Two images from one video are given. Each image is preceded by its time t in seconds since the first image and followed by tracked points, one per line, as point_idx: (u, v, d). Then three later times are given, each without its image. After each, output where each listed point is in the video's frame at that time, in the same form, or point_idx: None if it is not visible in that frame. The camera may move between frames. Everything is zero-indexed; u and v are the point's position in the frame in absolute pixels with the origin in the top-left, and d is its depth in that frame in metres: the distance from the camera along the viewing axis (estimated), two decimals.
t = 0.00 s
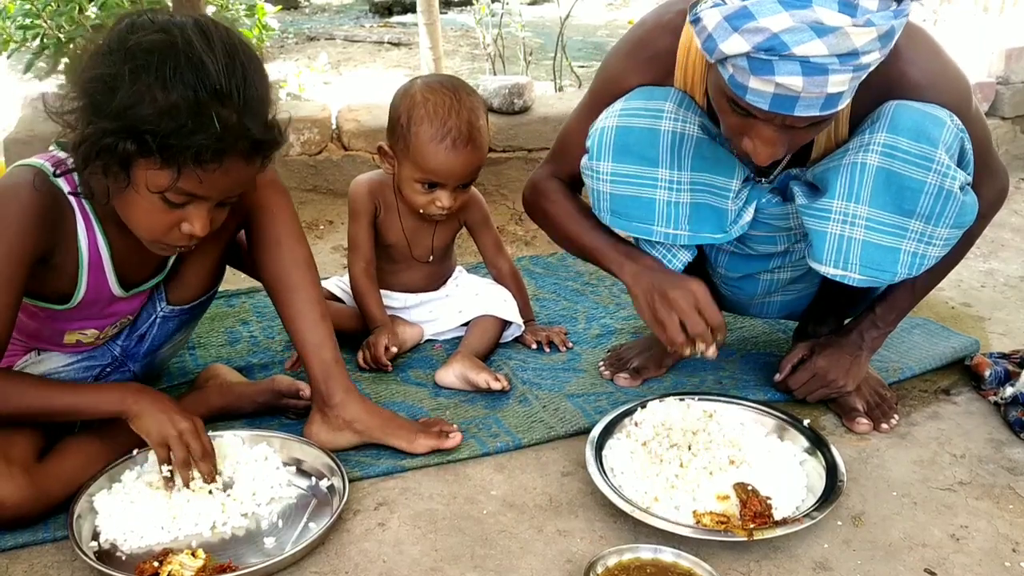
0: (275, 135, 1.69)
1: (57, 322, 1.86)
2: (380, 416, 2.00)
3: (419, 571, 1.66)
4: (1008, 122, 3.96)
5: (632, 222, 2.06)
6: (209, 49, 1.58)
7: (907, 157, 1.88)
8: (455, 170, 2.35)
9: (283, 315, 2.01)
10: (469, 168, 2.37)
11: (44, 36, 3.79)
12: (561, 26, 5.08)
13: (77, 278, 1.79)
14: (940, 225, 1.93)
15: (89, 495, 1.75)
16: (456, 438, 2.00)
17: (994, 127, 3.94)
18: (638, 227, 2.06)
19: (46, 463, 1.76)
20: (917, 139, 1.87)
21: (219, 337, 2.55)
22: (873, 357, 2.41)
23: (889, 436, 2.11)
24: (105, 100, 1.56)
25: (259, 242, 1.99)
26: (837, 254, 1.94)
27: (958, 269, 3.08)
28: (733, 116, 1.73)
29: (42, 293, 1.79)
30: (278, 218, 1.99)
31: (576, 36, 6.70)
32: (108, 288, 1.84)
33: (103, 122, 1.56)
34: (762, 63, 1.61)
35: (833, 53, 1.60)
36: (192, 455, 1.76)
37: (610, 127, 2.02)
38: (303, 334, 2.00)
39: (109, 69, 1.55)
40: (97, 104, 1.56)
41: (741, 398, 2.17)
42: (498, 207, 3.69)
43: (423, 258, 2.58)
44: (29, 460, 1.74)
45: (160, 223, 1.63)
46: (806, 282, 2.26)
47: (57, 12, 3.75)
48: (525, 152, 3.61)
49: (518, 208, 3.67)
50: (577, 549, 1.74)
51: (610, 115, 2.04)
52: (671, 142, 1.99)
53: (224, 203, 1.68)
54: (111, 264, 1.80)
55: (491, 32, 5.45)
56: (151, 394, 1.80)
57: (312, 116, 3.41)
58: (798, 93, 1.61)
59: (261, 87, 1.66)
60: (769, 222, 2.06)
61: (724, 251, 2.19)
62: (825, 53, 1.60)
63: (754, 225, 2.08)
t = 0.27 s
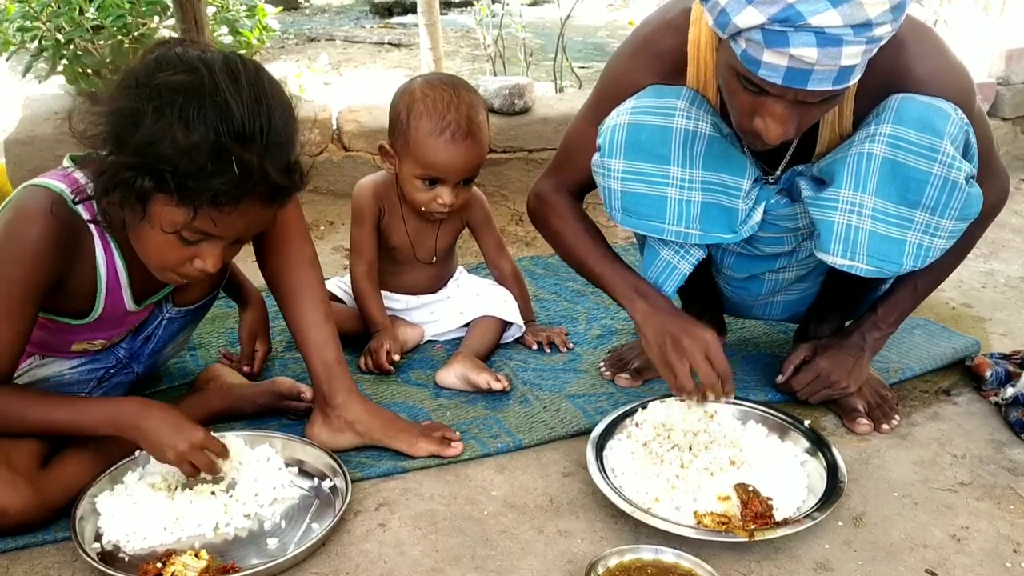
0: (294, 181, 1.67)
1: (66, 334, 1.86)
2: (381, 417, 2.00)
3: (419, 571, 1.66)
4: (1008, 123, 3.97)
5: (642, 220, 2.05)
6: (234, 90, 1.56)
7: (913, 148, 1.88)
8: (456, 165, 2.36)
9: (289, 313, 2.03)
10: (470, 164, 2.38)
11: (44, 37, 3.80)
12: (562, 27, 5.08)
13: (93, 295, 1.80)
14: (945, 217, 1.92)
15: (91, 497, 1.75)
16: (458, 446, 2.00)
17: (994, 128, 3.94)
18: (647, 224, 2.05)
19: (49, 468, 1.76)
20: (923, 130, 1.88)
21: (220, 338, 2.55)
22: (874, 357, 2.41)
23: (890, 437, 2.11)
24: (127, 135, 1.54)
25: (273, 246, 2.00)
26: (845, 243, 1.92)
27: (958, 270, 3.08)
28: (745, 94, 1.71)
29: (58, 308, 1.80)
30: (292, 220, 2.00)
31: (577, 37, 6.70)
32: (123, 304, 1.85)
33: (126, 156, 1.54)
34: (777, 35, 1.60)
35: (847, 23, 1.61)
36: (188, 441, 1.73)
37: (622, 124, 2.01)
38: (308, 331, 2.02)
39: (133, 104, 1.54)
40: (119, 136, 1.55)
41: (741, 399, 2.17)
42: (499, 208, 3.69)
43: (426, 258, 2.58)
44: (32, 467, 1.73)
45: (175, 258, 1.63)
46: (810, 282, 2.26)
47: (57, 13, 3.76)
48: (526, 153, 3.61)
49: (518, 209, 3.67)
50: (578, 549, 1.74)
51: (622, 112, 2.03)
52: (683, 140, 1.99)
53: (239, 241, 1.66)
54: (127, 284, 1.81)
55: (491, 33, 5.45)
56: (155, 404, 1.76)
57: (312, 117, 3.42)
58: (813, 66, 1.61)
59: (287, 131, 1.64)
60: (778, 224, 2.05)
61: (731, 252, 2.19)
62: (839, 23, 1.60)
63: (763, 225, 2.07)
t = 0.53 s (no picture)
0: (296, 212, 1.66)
1: (65, 342, 1.87)
2: (381, 417, 2.00)
3: (419, 571, 1.66)
4: (1008, 123, 3.97)
5: (652, 224, 2.03)
6: (235, 134, 1.55)
7: (920, 147, 1.88)
8: (452, 157, 2.35)
9: (287, 316, 2.03)
10: (468, 155, 2.38)
11: (43, 37, 3.80)
12: (561, 27, 5.07)
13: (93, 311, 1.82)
14: (951, 216, 1.92)
15: (91, 497, 1.74)
16: (457, 447, 1.99)
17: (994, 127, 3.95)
18: (657, 228, 2.02)
19: (50, 470, 1.76)
20: (930, 129, 1.88)
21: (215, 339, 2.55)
22: (875, 356, 2.41)
23: (890, 437, 2.11)
24: (127, 176, 1.54)
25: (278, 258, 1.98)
26: (853, 243, 1.91)
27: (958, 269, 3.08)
28: (760, 96, 1.71)
29: (59, 320, 1.81)
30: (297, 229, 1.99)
31: (577, 36, 6.70)
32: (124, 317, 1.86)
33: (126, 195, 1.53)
34: (799, 40, 1.59)
35: (870, 29, 1.60)
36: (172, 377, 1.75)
37: (631, 126, 1.98)
38: (304, 332, 2.03)
39: (134, 146, 1.55)
40: (119, 176, 1.55)
41: (741, 398, 2.17)
42: (499, 207, 3.69)
43: (426, 258, 2.58)
44: (34, 468, 1.73)
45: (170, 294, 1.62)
46: (813, 282, 2.26)
47: (56, 13, 3.76)
48: (526, 152, 3.61)
49: (518, 208, 3.67)
50: (578, 549, 1.73)
51: (631, 114, 2.00)
52: (694, 143, 1.97)
53: (236, 280, 1.66)
54: (127, 300, 1.83)
55: (491, 32, 5.45)
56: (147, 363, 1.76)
57: (312, 116, 3.41)
58: (833, 71, 1.60)
59: (289, 177, 1.61)
60: (785, 227, 2.04)
61: (735, 253, 2.16)
62: (863, 30, 1.59)
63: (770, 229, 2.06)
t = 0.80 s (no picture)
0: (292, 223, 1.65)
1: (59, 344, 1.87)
2: (380, 417, 2.00)
3: (418, 571, 1.66)
4: (1008, 122, 3.97)
5: (666, 236, 2.00)
6: (218, 149, 1.53)
7: (924, 151, 1.87)
8: (447, 148, 2.35)
9: (287, 318, 2.03)
10: (463, 146, 2.37)
11: (42, 35, 3.80)
12: (561, 26, 5.07)
13: (82, 314, 1.82)
14: (955, 220, 1.92)
15: (89, 497, 1.74)
16: (457, 447, 1.99)
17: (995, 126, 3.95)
18: (672, 240, 2.00)
19: (48, 471, 1.75)
20: (934, 133, 1.87)
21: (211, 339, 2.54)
22: (875, 356, 2.41)
23: (890, 436, 2.11)
24: (110, 194, 1.52)
25: (279, 261, 1.97)
26: (859, 249, 1.91)
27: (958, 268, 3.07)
28: (766, 108, 1.69)
29: (52, 321, 1.82)
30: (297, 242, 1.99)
31: (576, 35, 6.70)
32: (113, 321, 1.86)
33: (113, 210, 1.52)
34: (809, 57, 1.57)
35: (881, 47, 1.58)
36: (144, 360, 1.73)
37: (644, 136, 1.94)
38: (303, 331, 2.02)
39: (115, 163, 1.53)
40: (101, 195, 1.53)
41: (741, 397, 2.16)
42: (498, 207, 3.68)
43: (427, 254, 2.57)
44: (34, 470, 1.73)
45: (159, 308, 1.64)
46: (816, 285, 2.26)
47: (55, 12, 3.76)
48: (526, 151, 3.61)
49: (518, 208, 3.67)
50: (577, 549, 1.73)
51: (644, 124, 1.96)
52: (709, 154, 1.95)
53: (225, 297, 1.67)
54: (116, 305, 1.82)
55: (491, 32, 5.45)
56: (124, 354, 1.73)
57: (311, 115, 3.41)
58: (842, 88, 1.59)
59: (276, 193, 1.59)
60: (795, 240, 2.05)
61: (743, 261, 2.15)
62: (873, 47, 1.57)
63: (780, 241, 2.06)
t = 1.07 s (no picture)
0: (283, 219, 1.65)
1: (61, 344, 1.88)
2: (382, 417, 2.00)
3: (420, 571, 1.66)
4: (1008, 123, 3.97)
5: (668, 242, 2.01)
6: (207, 151, 1.54)
7: (924, 157, 1.87)
8: (436, 143, 2.36)
9: (289, 317, 2.04)
10: (458, 142, 2.38)
11: (43, 38, 3.81)
12: (561, 27, 5.08)
13: (84, 314, 1.81)
14: (955, 227, 1.92)
15: (92, 497, 1.74)
16: (458, 448, 1.99)
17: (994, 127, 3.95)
18: (672, 247, 2.01)
19: (51, 472, 1.76)
20: (935, 140, 1.87)
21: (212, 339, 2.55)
22: (875, 357, 2.41)
23: (890, 437, 2.11)
24: (101, 194, 1.53)
25: (280, 259, 1.97)
26: (859, 255, 1.92)
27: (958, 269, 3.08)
28: (769, 121, 1.69)
29: (55, 320, 1.82)
30: (299, 248, 1.99)
31: (577, 36, 6.71)
32: (115, 321, 1.85)
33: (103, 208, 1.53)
34: (814, 77, 1.57)
35: (885, 68, 1.59)
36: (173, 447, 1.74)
37: (647, 142, 1.95)
38: (306, 331, 2.03)
39: (106, 165, 1.54)
40: (94, 196, 1.54)
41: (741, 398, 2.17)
42: (499, 208, 3.69)
43: (431, 254, 2.58)
44: (35, 470, 1.73)
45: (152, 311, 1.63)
46: (817, 287, 2.26)
47: (56, 13, 3.76)
48: (526, 153, 3.62)
49: (518, 209, 3.67)
50: (578, 549, 1.73)
51: (646, 130, 1.97)
52: (710, 162, 1.96)
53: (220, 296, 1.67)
54: (116, 307, 1.80)
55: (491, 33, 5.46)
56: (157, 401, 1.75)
57: (312, 117, 3.41)
58: (846, 107, 1.61)
59: (267, 193, 1.59)
60: (796, 245, 2.06)
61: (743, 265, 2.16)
62: (879, 69, 1.58)
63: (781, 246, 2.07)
